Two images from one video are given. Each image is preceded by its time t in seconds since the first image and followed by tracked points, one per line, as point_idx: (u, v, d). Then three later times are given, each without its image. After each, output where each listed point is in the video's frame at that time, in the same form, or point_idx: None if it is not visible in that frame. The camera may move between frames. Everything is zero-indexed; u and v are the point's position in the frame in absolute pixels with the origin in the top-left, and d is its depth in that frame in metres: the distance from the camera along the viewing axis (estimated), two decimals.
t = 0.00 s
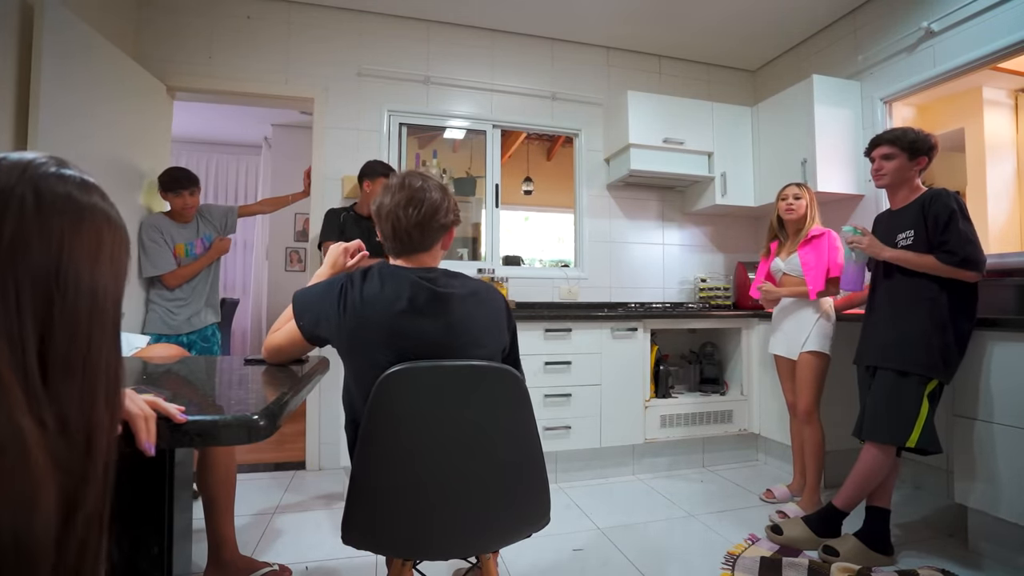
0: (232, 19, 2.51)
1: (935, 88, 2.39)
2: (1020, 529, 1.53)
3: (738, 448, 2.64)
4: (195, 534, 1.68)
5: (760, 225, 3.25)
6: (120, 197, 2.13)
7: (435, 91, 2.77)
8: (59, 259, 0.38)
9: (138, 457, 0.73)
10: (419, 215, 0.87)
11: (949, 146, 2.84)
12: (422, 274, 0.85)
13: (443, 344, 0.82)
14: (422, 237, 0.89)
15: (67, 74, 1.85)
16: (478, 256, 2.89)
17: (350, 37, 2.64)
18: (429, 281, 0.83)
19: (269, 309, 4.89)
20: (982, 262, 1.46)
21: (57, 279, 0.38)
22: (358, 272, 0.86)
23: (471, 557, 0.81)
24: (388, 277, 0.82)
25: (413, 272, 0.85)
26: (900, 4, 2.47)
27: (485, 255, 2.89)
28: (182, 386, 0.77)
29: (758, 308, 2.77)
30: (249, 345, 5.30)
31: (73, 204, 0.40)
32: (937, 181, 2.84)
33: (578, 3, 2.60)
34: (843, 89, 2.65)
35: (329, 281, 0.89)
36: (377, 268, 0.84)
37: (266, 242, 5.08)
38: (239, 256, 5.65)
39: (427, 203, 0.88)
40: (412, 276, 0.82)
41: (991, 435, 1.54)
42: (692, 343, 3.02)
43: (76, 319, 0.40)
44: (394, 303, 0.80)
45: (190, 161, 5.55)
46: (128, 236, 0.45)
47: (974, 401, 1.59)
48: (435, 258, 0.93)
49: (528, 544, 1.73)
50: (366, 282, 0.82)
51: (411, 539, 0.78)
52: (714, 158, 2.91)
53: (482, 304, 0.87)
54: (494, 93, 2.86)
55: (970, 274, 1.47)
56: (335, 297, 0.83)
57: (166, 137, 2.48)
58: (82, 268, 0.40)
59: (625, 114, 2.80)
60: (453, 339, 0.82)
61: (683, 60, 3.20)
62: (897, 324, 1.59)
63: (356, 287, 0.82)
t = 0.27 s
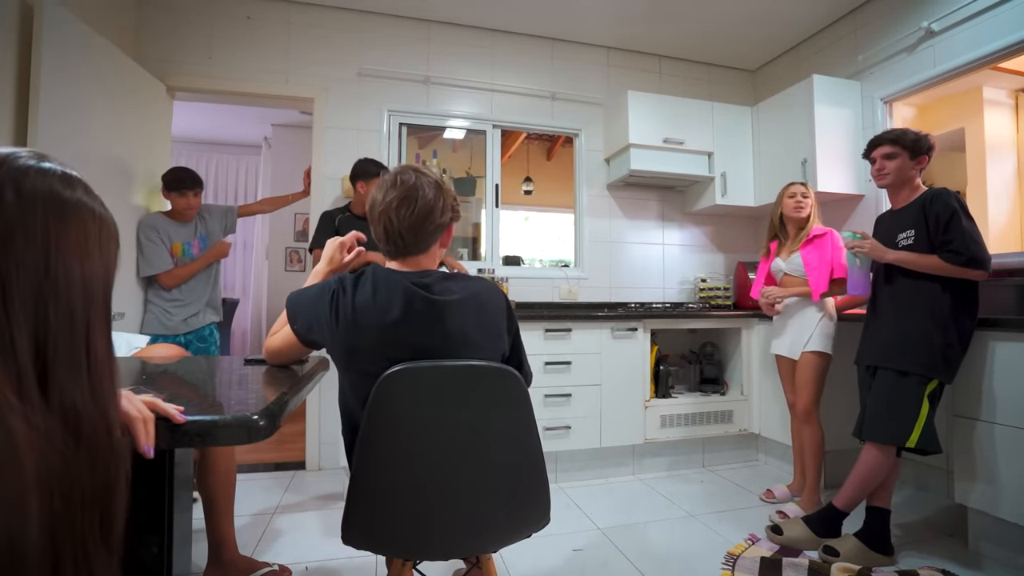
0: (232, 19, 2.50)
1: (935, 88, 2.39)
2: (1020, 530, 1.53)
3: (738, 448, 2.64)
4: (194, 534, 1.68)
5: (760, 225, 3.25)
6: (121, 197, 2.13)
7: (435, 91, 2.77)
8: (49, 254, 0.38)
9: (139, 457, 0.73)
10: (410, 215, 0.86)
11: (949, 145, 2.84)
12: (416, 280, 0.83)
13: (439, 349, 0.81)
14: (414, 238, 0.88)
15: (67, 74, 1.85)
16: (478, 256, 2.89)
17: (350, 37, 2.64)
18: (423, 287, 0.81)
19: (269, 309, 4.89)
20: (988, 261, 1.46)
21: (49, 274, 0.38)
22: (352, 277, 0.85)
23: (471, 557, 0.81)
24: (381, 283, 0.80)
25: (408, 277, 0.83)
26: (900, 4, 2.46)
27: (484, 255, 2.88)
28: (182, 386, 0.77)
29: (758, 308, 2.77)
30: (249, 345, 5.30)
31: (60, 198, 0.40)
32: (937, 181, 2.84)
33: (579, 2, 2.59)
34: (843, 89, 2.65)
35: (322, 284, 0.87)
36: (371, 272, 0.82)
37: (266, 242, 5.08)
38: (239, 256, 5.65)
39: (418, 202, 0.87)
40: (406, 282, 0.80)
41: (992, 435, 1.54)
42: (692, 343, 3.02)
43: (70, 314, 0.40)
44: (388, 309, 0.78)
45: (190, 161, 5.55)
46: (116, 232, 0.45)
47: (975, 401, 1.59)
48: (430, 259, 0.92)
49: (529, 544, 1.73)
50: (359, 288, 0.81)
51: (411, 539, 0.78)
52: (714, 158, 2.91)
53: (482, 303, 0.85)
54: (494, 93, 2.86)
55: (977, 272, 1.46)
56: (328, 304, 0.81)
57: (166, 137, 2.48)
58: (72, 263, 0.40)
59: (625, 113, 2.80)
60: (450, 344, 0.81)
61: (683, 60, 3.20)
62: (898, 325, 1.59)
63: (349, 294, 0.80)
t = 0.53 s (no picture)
0: (232, 19, 2.50)
1: (935, 88, 2.39)
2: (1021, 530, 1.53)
3: (738, 448, 2.64)
4: (194, 534, 1.68)
5: (760, 225, 3.25)
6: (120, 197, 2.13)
7: (435, 91, 2.77)
8: (66, 234, 0.34)
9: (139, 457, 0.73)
10: (399, 224, 0.85)
11: (948, 146, 2.84)
12: (406, 291, 0.81)
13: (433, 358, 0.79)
14: (402, 247, 0.87)
15: (67, 74, 1.85)
16: (478, 256, 2.89)
17: (350, 36, 2.63)
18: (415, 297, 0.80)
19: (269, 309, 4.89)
20: (984, 260, 1.45)
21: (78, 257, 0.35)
22: (336, 290, 0.82)
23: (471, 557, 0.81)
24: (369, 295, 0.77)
25: (398, 287, 0.81)
26: (900, 4, 2.47)
27: (484, 255, 2.88)
28: (183, 386, 0.77)
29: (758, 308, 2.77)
30: (249, 345, 5.30)
31: (78, 185, 0.35)
32: (936, 181, 2.84)
33: (579, 2, 2.59)
34: (843, 89, 2.65)
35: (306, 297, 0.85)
36: (358, 283, 0.80)
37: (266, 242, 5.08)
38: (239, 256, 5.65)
39: (409, 212, 0.85)
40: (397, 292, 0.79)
41: (991, 435, 1.55)
42: (692, 343, 3.02)
43: (90, 296, 0.36)
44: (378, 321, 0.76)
45: (190, 161, 5.54)
46: (143, 211, 0.41)
47: (975, 401, 1.59)
48: (418, 269, 0.91)
49: (529, 544, 1.73)
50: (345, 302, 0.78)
51: (411, 540, 0.77)
52: (714, 158, 2.91)
53: (474, 304, 0.85)
54: (494, 92, 2.86)
55: (973, 271, 1.46)
56: (314, 318, 0.79)
57: (166, 137, 2.48)
58: (98, 246, 0.36)
59: (625, 113, 2.80)
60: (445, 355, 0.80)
61: (683, 60, 3.20)
62: (898, 325, 1.59)
63: (336, 308, 0.78)
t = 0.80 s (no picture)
0: (232, 19, 2.51)
1: (935, 88, 2.39)
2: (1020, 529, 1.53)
3: (738, 448, 2.64)
4: (195, 534, 1.68)
5: (760, 225, 3.25)
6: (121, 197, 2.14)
7: (435, 91, 2.77)
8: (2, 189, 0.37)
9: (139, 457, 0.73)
10: (393, 232, 0.85)
11: (949, 146, 2.84)
12: (396, 297, 0.80)
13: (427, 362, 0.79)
14: (395, 254, 0.87)
15: (67, 74, 1.85)
16: (478, 256, 2.89)
17: (350, 36, 2.64)
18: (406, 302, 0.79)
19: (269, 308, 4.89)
20: (985, 259, 1.45)
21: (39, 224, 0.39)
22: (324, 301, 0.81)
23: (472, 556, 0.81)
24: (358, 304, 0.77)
25: (389, 295, 0.80)
26: (900, 4, 2.47)
27: (485, 255, 2.88)
28: (183, 386, 0.77)
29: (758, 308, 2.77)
30: (249, 345, 5.30)
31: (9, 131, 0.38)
32: (937, 181, 2.84)
33: (579, 2, 2.59)
34: (843, 89, 2.65)
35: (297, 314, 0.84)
36: (348, 293, 0.79)
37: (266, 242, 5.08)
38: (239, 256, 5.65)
39: (404, 221, 0.86)
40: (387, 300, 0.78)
41: (991, 435, 1.55)
42: (692, 343, 3.02)
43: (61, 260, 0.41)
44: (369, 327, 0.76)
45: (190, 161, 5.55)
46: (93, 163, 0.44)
47: (975, 401, 1.59)
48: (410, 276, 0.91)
49: (529, 544, 1.73)
50: (335, 311, 0.77)
51: (410, 540, 0.78)
52: (714, 158, 2.91)
53: (467, 306, 0.84)
54: (494, 92, 2.86)
55: (974, 271, 1.46)
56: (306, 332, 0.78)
57: (166, 137, 2.48)
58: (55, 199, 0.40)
59: (625, 113, 2.80)
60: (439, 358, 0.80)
61: (683, 60, 3.20)
62: (897, 325, 1.59)
63: (326, 319, 0.77)
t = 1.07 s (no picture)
0: (232, 19, 2.51)
1: (935, 88, 2.39)
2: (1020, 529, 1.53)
3: (738, 448, 2.63)
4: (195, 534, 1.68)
5: (760, 225, 3.25)
6: (120, 198, 2.14)
7: (436, 91, 2.77)
8: None
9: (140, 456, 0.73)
10: (391, 242, 0.86)
11: (948, 146, 2.84)
12: (385, 305, 0.80)
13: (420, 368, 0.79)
14: (390, 264, 0.87)
15: (68, 74, 1.85)
16: (478, 256, 2.89)
17: (350, 37, 2.64)
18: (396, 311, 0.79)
19: (269, 309, 4.89)
20: (984, 259, 1.45)
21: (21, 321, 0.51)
22: (312, 316, 0.81)
23: (472, 557, 0.81)
24: (347, 316, 0.77)
25: (376, 304, 0.80)
26: (899, 5, 2.47)
27: (485, 255, 2.88)
28: (184, 386, 0.78)
29: (758, 308, 2.77)
30: (249, 345, 5.31)
31: None
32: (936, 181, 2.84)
33: (579, 2, 2.59)
34: (843, 89, 2.65)
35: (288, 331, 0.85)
36: (338, 305, 0.79)
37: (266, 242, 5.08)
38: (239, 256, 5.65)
39: (403, 231, 0.86)
40: (374, 309, 0.78)
41: (991, 435, 1.55)
42: (692, 343, 3.02)
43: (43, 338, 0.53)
44: (361, 337, 0.76)
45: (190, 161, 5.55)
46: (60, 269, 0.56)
47: (975, 401, 1.59)
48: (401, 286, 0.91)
49: (529, 544, 1.72)
50: (325, 324, 0.77)
51: (408, 542, 0.78)
52: (714, 158, 2.91)
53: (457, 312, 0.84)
54: (494, 93, 2.86)
55: (971, 272, 1.47)
56: (296, 348, 0.79)
57: (166, 137, 2.48)
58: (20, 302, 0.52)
59: (625, 113, 2.80)
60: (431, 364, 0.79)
61: (683, 60, 3.20)
62: (897, 325, 1.59)
63: (315, 332, 0.77)
